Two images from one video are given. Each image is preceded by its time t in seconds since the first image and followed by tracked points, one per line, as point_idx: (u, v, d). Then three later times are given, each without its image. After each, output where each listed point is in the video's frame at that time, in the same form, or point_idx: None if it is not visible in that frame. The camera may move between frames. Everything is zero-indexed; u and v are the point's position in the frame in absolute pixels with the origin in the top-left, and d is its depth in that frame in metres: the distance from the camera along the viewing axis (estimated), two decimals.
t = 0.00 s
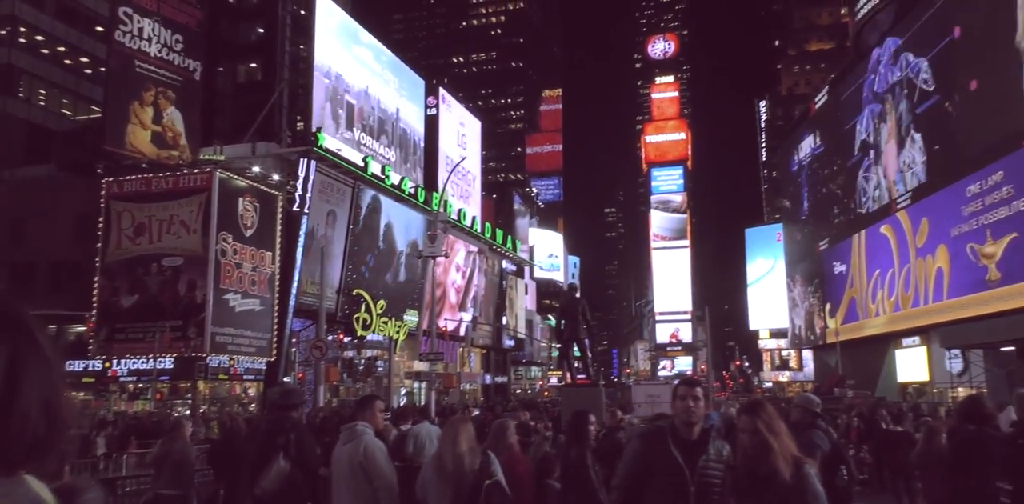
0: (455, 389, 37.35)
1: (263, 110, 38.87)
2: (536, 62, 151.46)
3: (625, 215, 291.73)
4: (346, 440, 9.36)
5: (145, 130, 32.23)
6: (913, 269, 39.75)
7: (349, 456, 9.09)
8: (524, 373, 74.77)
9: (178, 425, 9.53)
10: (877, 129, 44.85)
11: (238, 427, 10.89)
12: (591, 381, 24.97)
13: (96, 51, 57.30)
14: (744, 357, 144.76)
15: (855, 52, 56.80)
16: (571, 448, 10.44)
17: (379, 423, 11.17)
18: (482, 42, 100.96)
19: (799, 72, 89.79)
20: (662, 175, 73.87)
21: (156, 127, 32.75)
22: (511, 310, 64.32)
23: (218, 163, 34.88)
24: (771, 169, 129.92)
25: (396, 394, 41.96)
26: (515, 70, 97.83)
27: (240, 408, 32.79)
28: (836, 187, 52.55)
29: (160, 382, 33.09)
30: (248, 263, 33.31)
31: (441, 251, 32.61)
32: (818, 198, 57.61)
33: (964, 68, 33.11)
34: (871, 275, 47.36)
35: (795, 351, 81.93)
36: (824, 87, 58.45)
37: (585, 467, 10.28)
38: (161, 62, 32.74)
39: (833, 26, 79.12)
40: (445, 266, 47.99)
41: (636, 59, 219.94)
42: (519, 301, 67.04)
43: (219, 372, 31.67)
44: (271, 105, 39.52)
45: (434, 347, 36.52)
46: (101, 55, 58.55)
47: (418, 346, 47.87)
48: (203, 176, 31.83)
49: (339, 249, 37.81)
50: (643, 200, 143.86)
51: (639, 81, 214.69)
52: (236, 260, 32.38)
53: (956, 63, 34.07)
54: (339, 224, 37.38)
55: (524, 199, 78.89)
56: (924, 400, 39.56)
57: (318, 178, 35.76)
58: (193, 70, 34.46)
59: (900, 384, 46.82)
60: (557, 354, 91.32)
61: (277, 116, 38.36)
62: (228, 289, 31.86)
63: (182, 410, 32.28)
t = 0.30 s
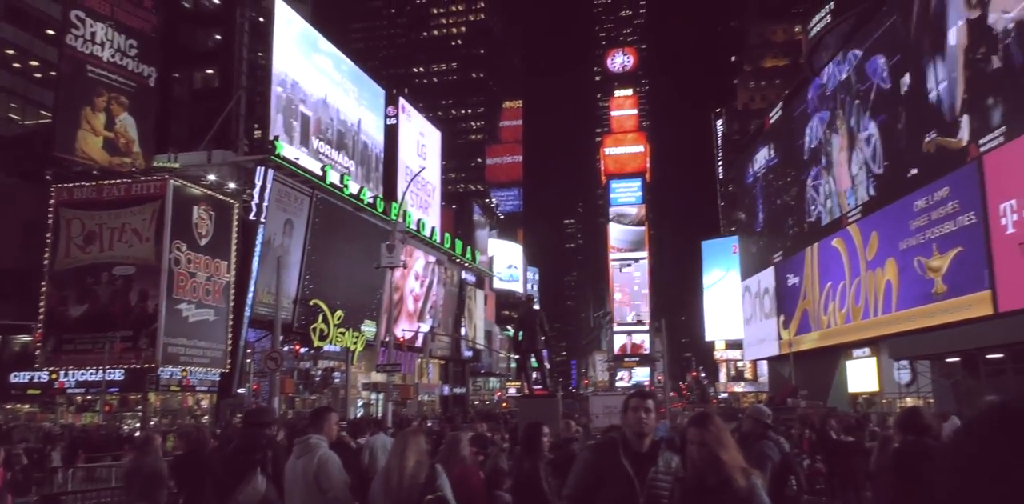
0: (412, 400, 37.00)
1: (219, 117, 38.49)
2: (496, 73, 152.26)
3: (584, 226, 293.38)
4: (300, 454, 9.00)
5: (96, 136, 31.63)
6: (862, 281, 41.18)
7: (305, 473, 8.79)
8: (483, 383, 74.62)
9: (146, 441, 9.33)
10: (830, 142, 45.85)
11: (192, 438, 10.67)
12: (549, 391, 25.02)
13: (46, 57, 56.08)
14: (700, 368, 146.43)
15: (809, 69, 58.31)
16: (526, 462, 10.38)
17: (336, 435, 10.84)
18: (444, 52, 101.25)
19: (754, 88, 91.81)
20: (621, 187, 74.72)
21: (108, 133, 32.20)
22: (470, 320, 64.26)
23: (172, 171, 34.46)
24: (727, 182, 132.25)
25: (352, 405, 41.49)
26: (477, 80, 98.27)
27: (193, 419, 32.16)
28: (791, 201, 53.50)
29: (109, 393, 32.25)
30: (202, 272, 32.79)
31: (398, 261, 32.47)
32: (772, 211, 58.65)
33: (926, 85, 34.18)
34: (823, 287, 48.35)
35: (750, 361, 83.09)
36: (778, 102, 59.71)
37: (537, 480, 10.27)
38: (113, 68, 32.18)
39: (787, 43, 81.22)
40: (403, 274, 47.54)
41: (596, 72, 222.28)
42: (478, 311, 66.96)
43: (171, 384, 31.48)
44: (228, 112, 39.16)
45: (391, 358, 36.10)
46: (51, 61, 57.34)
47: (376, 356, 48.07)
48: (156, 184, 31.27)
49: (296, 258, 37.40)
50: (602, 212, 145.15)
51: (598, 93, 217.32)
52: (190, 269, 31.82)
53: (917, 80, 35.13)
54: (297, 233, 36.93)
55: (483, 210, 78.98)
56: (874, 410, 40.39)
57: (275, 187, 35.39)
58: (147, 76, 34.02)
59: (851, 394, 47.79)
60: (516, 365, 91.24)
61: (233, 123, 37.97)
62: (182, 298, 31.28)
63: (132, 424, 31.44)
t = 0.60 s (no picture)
0: (369, 411, 36.68)
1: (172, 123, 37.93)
2: (456, 85, 152.73)
3: (542, 238, 294.42)
4: (249, 467, 8.85)
5: (45, 141, 30.96)
6: (814, 294, 42.68)
7: (253, 485, 8.63)
8: (440, 394, 74.24)
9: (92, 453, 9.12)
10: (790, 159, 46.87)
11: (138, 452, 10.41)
12: (505, 402, 25.01)
13: None
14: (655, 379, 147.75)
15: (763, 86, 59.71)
16: (478, 475, 10.33)
17: (287, 446, 10.46)
18: (404, 62, 101.27)
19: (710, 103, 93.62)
20: (579, 198, 75.39)
21: (57, 138, 31.56)
22: (428, 332, 64.04)
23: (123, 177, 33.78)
24: (683, 196, 134.22)
25: (306, 416, 40.87)
26: (437, 91, 98.48)
27: (141, 431, 31.36)
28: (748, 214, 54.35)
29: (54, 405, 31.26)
30: (154, 281, 32.09)
31: (355, 271, 32.21)
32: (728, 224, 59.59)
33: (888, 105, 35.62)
34: (776, 299, 49.41)
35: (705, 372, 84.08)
36: (734, 118, 60.79)
37: (490, 492, 10.23)
38: (63, 71, 31.54)
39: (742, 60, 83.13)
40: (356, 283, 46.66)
41: (556, 85, 224.26)
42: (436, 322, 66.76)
43: (120, 395, 29.88)
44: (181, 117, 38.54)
45: (347, 368, 35.71)
46: None
47: (332, 366, 47.69)
48: (106, 191, 30.56)
49: (250, 267, 36.92)
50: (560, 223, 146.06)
51: (557, 106, 218.73)
52: (141, 277, 31.13)
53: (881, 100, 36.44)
54: (251, 242, 36.52)
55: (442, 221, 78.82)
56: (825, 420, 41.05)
57: (229, 194, 35.00)
58: (99, 80, 33.47)
59: (803, 405, 48.63)
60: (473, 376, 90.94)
61: (188, 130, 37.43)
62: (132, 307, 30.57)
63: (77, 436, 30.51)
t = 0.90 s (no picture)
0: (326, 420, 36.28)
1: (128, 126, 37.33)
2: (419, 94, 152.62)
3: (503, 247, 293.89)
4: (202, 477, 8.72)
5: None
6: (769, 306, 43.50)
7: (206, 495, 8.49)
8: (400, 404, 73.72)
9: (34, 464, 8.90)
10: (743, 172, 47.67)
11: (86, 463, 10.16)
12: (464, 412, 24.94)
13: None
14: (615, 388, 148.51)
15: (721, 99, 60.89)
16: (435, 484, 10.29)
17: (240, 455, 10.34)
18: (366, 69, 101.15)
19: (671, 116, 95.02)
20: (540, 208, 75.67)
21: (7, 140, 30.85)
22: (388, 341, 63.74)
23: (76, 181, 32.98)
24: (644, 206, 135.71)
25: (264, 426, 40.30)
26: (399, 99, 98.46)
27: (91, 442, 30.55)
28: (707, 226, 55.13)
29: None
30: (106, 288, 31.32)
31: (313, 279, 31.85)
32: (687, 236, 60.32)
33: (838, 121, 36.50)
34: (733, 310, 50.05)
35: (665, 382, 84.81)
36: (694, 131, 61.67)
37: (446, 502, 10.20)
38: (15, 72, 30.82)
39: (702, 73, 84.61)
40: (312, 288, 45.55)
41: (519, 96, 224.46)
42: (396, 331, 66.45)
43: (69, 404, 30.20)
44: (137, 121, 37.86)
45: (304, 377, 35.20)
46: None
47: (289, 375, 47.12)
48: (59, 195, 29.77)
49: (206, 274, 36.37)
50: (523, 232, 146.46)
51: (520, 117, 219.40)
52: (93, 284, 30.33)
53: (831, 116, 37.39)
54: (208, 248, 36.01)
55: (404, 229, 78.49)
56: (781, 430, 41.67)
57: (187, 200, 34.47)
58: (51, 81, 32.88)
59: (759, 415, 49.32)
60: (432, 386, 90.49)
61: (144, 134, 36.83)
62: (83, 314, 29.76)
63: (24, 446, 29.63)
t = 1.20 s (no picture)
0: (280, 427, 35.79)
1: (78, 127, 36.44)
2: (378, 100, 151.96)
3: (461, 254, 293.76)
4: (145, 488, 8.52)
5: None
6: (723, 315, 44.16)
7: None
8: (355, 412, 72.97)
9: None
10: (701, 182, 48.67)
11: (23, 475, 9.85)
12: (419, 419, 24.82)
13: None
14: (571, 396, 149.04)
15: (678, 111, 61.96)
16: (386, 491, 10.21)
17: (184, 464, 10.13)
18: (325, 74, 100.53)
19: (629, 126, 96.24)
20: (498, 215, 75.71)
21: None
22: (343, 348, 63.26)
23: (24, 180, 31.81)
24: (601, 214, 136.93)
25: (215, 434, 39.58)
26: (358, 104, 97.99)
27: (33, 450, 29.52)
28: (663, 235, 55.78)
29: None
30: (53, 291, 30.33)
31: (268, 282, 31.48)
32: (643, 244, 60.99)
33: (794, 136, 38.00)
34: (688, 319, 50.86)
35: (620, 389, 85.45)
36: (650, 141, 62.47)
37: None
38: None
39: (659, 84, 85.89)
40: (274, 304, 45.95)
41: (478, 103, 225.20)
42: (351, 338, 65.96)
43: (11, 411, 29.11)
44: (88, 121, 36.93)
45: (257, 383, 34.61)
46: None
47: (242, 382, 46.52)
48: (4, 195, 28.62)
49: (157, 279, 35.75)
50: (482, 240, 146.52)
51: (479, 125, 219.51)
52: (38, 287, 29.24)
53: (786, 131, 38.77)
54: (160, 252, 35.48)
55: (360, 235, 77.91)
56: (734, 438, 42.32)
57: (138, 203, 33.92)
58: None
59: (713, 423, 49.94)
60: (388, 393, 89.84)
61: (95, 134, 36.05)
62: (27, 318, 28.61)
63: None
